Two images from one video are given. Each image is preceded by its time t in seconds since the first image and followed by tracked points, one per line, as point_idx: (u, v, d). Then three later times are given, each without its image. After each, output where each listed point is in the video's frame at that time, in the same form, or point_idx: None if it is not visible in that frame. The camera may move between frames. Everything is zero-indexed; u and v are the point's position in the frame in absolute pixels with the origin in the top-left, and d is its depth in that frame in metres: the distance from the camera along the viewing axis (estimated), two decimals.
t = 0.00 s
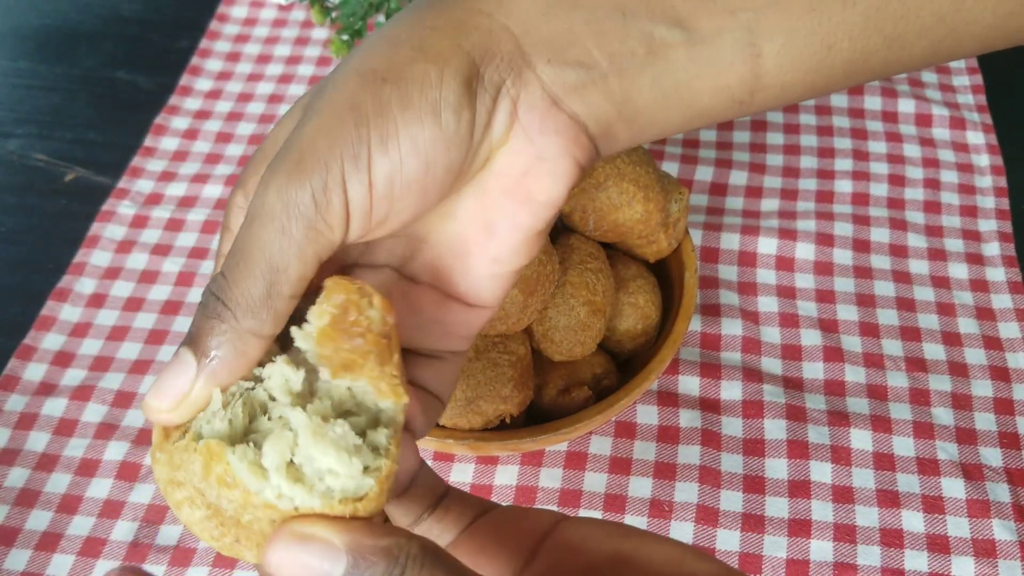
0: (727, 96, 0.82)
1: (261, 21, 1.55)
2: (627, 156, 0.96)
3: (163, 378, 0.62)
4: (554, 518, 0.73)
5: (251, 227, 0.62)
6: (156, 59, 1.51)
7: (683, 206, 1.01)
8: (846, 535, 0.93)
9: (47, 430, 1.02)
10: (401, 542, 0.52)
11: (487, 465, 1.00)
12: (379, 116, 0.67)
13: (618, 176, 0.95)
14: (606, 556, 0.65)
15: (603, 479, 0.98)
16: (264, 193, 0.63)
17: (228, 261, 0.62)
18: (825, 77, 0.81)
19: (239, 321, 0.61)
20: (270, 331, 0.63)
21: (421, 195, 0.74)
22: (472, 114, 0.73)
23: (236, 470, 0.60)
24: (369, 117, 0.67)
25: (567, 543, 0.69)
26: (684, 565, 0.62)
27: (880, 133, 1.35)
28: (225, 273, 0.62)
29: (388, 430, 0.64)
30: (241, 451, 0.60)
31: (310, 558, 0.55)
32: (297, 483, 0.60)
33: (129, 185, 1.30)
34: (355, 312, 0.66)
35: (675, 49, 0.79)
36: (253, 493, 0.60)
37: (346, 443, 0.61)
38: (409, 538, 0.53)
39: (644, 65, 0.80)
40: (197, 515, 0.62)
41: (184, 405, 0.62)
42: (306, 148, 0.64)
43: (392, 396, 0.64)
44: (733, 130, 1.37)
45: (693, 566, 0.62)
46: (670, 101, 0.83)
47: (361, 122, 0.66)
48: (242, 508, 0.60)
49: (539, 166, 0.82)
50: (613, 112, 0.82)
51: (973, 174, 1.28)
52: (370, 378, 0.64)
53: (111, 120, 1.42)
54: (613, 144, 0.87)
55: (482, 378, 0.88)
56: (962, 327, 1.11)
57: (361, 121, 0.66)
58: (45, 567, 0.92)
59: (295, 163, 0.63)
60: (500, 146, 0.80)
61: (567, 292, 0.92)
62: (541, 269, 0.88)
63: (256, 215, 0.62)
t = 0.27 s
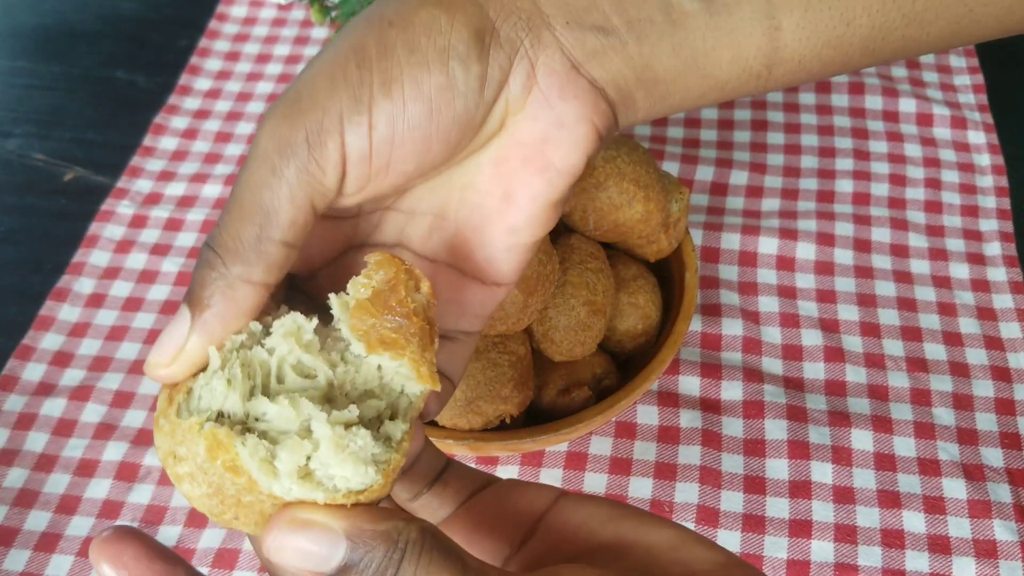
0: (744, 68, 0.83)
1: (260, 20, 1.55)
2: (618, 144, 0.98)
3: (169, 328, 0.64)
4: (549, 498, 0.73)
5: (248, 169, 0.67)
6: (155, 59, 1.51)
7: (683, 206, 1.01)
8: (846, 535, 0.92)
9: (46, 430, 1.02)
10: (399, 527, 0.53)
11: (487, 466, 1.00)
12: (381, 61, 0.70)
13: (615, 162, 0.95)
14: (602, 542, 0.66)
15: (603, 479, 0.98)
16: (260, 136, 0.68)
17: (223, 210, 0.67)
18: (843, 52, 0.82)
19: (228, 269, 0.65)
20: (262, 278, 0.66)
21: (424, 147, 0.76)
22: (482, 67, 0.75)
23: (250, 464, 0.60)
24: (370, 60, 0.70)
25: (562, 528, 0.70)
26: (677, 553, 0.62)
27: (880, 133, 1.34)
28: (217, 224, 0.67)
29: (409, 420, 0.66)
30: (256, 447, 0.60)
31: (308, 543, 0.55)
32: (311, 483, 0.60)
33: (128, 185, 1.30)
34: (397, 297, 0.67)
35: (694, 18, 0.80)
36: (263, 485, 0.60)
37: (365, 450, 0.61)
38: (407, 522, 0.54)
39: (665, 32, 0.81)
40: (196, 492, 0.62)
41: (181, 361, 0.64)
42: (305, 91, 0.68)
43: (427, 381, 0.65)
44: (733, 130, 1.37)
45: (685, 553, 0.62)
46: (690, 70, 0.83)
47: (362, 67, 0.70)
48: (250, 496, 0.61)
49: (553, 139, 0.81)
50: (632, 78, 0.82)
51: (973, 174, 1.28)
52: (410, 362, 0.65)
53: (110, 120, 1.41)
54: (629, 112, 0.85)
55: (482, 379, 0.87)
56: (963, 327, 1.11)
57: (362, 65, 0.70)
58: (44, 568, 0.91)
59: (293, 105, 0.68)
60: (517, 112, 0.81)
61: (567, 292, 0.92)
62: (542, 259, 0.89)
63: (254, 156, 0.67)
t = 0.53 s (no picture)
0: (742, 67, 0.82)
1: (260, 20, 1.55)
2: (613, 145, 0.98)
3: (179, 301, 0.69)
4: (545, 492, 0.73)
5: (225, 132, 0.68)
6: (155, 59, 1.51)
7: (683, 206, 1.01)
8: (846, 536, 0.92)
9: (46, 430, 1.02)
10: (389, 525, 0.54)
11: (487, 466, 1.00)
12: (366, 39, 0.68)
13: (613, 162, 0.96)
14: (597, 535, 0.66)
15: (603, 479, 0.98)
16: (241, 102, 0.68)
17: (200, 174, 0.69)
18: (845, 48, 0.81)
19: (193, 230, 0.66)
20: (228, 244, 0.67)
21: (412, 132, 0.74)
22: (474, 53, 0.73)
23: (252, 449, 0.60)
24: (354, 34, 0.68)
25: (559, 521, 0.70)
26: (672, 547, 0.62)
27: (880, 133, 1.34)
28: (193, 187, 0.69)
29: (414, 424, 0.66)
30: (258, 432, 0.60)
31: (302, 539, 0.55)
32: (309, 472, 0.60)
33: (128, 185, 1.30)
34: (420, 300, 0.67)
35: (695, 15, 0.79)
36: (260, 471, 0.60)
37: (366, 447, 0.61)
38: (397, 521, 0.54)
39: (666, 27, 0.79)
40: (195, 468, 0.63)
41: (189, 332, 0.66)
42: (287, 61, 0.68)
43: (441, 389, 0.64)
44: (733, 130, 1.37)
45: (680, 548, 0.62)
46: (690, 68, 0.82)
47: (345, 42, 0.68)
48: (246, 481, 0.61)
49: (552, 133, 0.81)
50: (631, 75, 0.81)
51: (973, 174, 1.28)
52: (427, 367, 0.64)
53: (110, 120, 1.41)
54: (629, 107, 0.85)
55: (483, 379, 0.87)
56: (963, 327, 1.11)
57: (346, 41, 0.68)
58: (44, 568, 0.91)
59: (274, 73, 0.68)
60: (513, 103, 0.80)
61: (567, 292, 0.92)
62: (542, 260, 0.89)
63: (232, 120, 0.68)
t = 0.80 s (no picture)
0: (745, 58, 0.81)
1: (260, 20, 1.55)
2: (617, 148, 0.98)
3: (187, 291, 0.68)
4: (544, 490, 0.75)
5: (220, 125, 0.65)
6: (155, 59, 1.51)
7: (683, 206, 1.01)
8: (846, 536, 0.92)
9: (46, 430, 1.02)
10: (365, 544, 0.57)
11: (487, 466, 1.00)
12: (377, 41, 0.66)
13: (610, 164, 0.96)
14: (595, 538, 0.68)
15: (603, 479, 0.98)
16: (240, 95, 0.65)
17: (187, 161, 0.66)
18: (844, 42, 0.81)
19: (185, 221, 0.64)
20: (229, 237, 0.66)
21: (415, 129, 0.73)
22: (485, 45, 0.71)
23: (249, 463, 0.61)
24: (365, 36, 0.66)
25: (559, 521, 0.72)
26: (667, 550, 0.64)
27: (880, 133, 1.34)
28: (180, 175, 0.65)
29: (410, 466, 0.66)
30: (256, 450, 0.61)
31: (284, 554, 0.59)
32: (298, 498, 0.61)
33: (128, 185, 1.30)
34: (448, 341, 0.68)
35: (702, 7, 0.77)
36: (251, 485, 0.61)
37: (354, 487, 0.61)
38: (374, 540, 0.57)
39: (672, 21, 0.77)
40: (190, 460, 0.63)
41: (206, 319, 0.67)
42: (291, 56, 0.64)
43: (449, 435, 0.65)
44: (733, 130, 1.37)
45: (675, 550, 0.63)
46: (691, 60, 0.81)
47: (356, 43, 0.65)
48: (237, 488, 0.62)
49: (555, 123, 0.79)
50: (635, 65, 0.80)
51: (973, 174, 1.28)
52: (439, 410, 0.65)
53: (110, 120, 1.41)
54: (633, 94, 0.84)
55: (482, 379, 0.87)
56: (963, 327, 1.11)
57: (357, 42, 0.65)
58: (44, 568, 0.91)
59: (279, 69, 0.64)
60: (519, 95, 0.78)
61: (567, 292, 0.92)
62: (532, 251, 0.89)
63: (229, 112, 0.65)
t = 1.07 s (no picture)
0: (743, 46, 0.82)
1: (260, 20, 1.55)
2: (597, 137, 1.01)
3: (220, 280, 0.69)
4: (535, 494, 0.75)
5: (227, 122, 0.59)
6: (155, 59, 1.51)
7: (683, 206, 1.01)
8: (846, 536, 0.93)
9: (46, 430, 1.02)
10: (331, 555, 0.58)
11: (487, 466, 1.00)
12: (401, 38, 0.63)
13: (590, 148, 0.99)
14: (584, 540, 0.68)
15: (603, 479, 0.98)
16: (248, 89, 0.59)
17: (192, 158, 0.61)
18: (842, 33, 0.81)
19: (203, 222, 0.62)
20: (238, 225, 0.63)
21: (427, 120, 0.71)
22: (502, 34, 0.69)
23: (247, 447, 0.62)
24: (386, 35, 0.62)
25: (548, 523, 0.72)
26: (653, 550, 0.63)
27: (880, 133, 1.34)
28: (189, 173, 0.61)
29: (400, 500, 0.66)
30: (260, 436, 0.62)
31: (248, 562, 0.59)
32: (282, 495, 0.62)
33: (128, 185, 1.30)
34: (476, 399, 0.67)
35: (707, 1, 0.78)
36: (241, 469, 0.62)
37: (336, 502, 0.62)
38: (341, 552, 0.58)
39: (678, 10, 0.78)
40: (197, 425, 0.65)
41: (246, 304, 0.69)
42: (307, 51, 0.59)
43: (444, 489, 0.64)
44: (734, 130, 1.37)
45: (661, 550, 0.63)
46: (691, 44, 0.82)
47: (377, 40, 0.62)
48: (227, 467, 0.63)
49: (562, 105, 0.78)
50: (638, 50, 0.80)
51: (973, 174, 1.28)
52: (444, 463, 0.64)
53: (110, 119, 1.41)
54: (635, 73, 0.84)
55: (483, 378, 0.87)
56: (963, 327, 1.11)
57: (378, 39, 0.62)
58: (44, 568, 0.91)
59: (295, 66, 0.59)
60: (532, 74, 0.76)
61: (567, 292, 0.92)
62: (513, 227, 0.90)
63: (235, 108, 0.59)
